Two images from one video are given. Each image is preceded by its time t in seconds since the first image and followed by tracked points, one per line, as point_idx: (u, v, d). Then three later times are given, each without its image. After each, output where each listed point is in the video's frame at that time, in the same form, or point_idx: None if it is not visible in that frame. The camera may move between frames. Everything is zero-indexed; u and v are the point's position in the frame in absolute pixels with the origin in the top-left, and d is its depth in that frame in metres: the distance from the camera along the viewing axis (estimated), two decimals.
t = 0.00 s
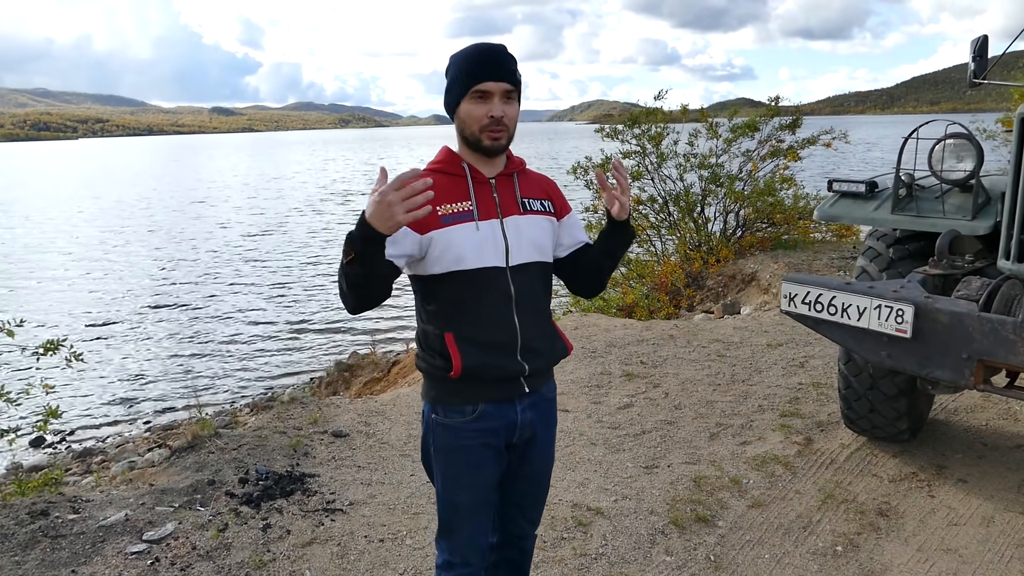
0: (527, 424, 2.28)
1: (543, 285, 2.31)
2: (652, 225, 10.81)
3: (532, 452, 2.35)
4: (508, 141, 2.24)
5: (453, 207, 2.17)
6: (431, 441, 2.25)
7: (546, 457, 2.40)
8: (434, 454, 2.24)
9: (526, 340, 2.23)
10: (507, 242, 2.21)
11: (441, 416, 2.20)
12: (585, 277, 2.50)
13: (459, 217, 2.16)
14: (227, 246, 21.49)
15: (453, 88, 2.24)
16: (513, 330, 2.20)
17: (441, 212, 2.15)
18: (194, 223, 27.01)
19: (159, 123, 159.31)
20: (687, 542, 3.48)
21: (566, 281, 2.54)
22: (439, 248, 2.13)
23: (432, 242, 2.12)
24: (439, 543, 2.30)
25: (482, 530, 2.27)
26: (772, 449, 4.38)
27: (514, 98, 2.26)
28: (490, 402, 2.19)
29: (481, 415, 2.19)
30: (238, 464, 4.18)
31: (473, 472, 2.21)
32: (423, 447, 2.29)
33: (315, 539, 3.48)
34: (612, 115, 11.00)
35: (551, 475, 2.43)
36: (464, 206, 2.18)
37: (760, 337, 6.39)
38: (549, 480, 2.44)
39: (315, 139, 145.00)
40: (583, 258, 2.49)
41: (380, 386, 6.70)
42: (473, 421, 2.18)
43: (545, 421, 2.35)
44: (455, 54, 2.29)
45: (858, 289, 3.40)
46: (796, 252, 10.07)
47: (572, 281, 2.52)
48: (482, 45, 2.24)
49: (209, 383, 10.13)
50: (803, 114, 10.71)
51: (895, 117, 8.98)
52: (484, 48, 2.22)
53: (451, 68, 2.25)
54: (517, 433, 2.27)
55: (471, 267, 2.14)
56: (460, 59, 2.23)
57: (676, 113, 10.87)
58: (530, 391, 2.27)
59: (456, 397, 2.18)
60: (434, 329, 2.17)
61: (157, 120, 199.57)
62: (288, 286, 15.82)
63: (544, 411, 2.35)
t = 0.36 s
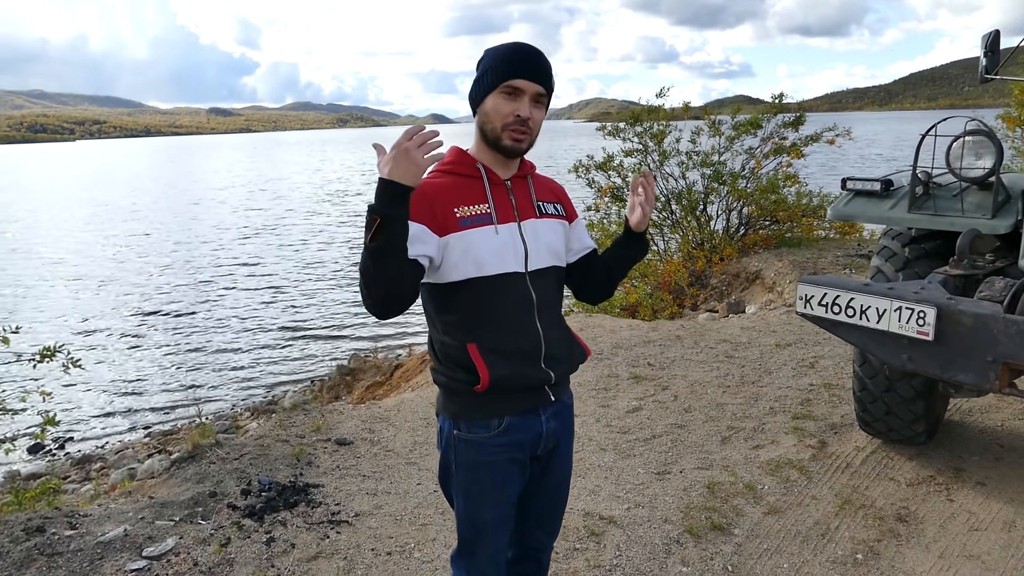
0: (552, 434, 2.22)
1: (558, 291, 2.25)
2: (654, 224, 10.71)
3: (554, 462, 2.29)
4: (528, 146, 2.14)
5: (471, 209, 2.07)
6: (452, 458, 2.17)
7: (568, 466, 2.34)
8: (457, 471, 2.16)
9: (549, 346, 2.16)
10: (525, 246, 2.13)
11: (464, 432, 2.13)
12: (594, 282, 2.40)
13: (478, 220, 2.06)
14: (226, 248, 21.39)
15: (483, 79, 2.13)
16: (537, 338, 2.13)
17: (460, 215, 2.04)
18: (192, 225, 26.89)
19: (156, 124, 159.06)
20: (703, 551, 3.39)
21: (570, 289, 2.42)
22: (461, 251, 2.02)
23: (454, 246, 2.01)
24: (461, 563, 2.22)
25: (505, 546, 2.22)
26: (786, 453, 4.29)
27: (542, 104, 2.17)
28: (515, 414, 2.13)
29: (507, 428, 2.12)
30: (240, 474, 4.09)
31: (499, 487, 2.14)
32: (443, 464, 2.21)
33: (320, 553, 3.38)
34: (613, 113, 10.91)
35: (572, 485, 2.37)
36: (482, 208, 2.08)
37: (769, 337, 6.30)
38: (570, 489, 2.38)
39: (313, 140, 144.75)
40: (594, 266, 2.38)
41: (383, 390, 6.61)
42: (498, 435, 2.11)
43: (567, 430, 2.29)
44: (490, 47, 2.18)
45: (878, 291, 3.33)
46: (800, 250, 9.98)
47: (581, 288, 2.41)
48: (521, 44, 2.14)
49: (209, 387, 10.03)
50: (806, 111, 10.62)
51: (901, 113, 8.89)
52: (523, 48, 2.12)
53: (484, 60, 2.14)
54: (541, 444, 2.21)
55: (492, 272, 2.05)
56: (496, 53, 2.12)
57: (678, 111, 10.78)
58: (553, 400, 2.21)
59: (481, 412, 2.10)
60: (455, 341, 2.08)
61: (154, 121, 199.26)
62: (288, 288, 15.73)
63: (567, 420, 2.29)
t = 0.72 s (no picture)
0: (557, 450, 2.12)
1: (563, 305, 2.17)
2: (645, 222, 10.65)
3: (560, 479, 2.18)
4: (545, 157, 2.07)
5: (486, 216, 1.98)
6: (452, 475, 2.06)
7: (575, 483, 2.23)
8: (457, 489, 2.05)
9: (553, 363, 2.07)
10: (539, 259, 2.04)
11: (465, 448, 2.02)
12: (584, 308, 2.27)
13: (494, 228, 1.98)
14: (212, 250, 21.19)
15: (508, 83, 2.08)
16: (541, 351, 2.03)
17: (475, 222, 1.96)
18: (177, 227, 26.63)
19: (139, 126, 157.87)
20: (710, 559, 3.32)
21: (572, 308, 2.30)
22: (478, 261, 1.94)
23: (474, 256, 1.94)
24: None
25: (511, 568, 2.09)
26: (789, 455, 4.23)
27: (565, 115, 2.11)
28: (517, 428, 2.03)
29: (509, 443, 2.02)
30: (233, 486, 3.98)
31: (503, 506, 2.03)
32: (443, 483, 2.10)
33: (318, 567, 3.29)
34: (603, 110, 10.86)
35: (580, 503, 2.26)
36: (497, 216, 2.00)
37: (766, 336, 6.25)
38: (577, 507, 2.27)
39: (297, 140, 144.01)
40: (595, 293, 2.27)
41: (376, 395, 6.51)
42: (500, 451, 2.00)
43: (573, 444, 2.19)
44: (519, 51, 2.13)
45: (885, 292, 3.26)
46: (792, 246, 9.95)
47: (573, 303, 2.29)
48: (550, 51, 2.08)
49: (197, 391, 9.90)
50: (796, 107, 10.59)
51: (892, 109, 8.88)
52: (553, 56, 2.06)
53: (512, 63, 2.09)
54: (546, 460, 2.10)
55: (505, 284, 1.97)
56: (525, 59, 2.07)
57: (668, 108, 10.74)
58: (557, 414, 2.11)
59: (481, 426, 2.00)
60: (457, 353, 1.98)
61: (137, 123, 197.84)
62: (276, 290, 15.58)
63: (572, 434, 2.19)
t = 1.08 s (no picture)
0: (551, 458, 2.08)
1: (563, 311, 2.13)
2: (625, 224, 10.65)
3: (555, 487, 2.14)
4: (540, 154, 2.01)
5: (481, 220, 1.94)
6: (444, 480, 2.02)
7: (571, 491, 2.19)
8: (449, 495, 2.01)
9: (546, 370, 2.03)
10: (535, 264, 2.00)
11: (456, 453, 1.98)
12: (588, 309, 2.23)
13: (488, 232, 1.94)
14: (187, 253, 20.94)
15: (495, 83, 2.05)
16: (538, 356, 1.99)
17: (468, 226, 1.92)
18: (150, 229, 26.26)
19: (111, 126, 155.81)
20: (699, 564, 3.29)
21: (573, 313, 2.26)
22: (468, 266, 1.91)
23: (464, 261, 1.91)
24: None
25: None
26: (775, 457, 4.22)
27: (557, 108, 2.04)
28: (511, 434, 1.99)
29: (502, 449, 1.98)
30: (213, 493, 3.90)
31: (495, 513, 1.98)
32: (435, 489, 2.06)
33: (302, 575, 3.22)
34: (583, 112, 10.85)
35: (575, 512, 2.23)
36: (493, 220, 1.96)
37: (749, 338, 6.26)
38: (573, 516, 2.23)
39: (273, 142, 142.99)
40: (599, 296, 2.25)
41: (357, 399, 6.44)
42: (493, 456, 1.96)
43: (569, 452, 2.15)
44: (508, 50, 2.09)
45: (873, 294, 3.26)
46: (771, 248, 10.00)
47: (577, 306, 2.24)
48: (537, 44, 2.03)
49: (172, 395, 9.75)
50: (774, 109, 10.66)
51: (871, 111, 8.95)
52: (538, 49, 2.01)
53: (498, 63, 2.06)
54: (540, 467, 2.06)
55: (498, 289, 1.93)
56: (511, 55, 2.03)
57: (648, 110, 10.76)
58: (552, 420, 2.07)
59: (474, 431, 1.96)
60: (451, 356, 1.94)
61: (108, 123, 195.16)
62: (253, 292, 15.42)
63: (567, 441, 2.15)
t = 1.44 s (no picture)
0: (549, 455, 2.06)
1: (563, 309, 2.13)
2: (607, 224, 10.69)
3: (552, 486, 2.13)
4: (546, 153, 2.01)
5: (484, 216, 1.94)
6: (441, 477, 2.01)
7: (567, 489, 2.18)
8: (445, 492, 1.99)
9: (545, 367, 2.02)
10: (536, 262, 2.00)
11: (454, 449, 1.96)
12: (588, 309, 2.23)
13: (491, 229, 1.94)
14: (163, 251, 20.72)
15: (499, 81, 2.04)
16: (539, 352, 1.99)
17: (471, 222, 1.91)
18: (125, 227, 25.92)
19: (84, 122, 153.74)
20: (689, 561, 3.31)
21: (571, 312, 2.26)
22: (470, 262, 1.90)
23: (466, 257, 1.90)
24: None
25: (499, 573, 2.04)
26: (761, 455, 4.25)
27: (562, 107, 2.05)
28: (508, 431, 1.97)
29: (499, 446, 1.96)
30: (199, 493, 3.85)
31: (492, 510, 1.97)
32: (432, 486, 2.05)
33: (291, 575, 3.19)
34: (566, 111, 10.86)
35: (571, 510, 2.22)
36: (495, 217, 1.96)
37: (732, 337, 6.30)
38: (569, 514, 2.22)
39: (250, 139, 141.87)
40: (599, 297, 2.25)
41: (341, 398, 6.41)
42: (490, 454, 1.95)
43: (566, 450, 2.14)
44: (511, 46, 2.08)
45: (860, 293, 3.30)
46: (752, 248, 10.07)
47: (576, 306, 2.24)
48: (540, 41, 2.02)
49: (151, 394, 9.64)
50: (755, 110, 10.74)
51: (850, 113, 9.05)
52: (541, 48, 2.00)
53: (502, 60, 2.05)
54: (538, 465, 2.05)
55: (500, 286, 1.93)
56: (514, 53, 2.02)
57: (630, 110, 10.80)
58: (550, 418, 2.06)
59: (472, 427, 1.94)
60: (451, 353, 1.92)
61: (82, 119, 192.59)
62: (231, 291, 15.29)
63: (565, 439, 2.14)
